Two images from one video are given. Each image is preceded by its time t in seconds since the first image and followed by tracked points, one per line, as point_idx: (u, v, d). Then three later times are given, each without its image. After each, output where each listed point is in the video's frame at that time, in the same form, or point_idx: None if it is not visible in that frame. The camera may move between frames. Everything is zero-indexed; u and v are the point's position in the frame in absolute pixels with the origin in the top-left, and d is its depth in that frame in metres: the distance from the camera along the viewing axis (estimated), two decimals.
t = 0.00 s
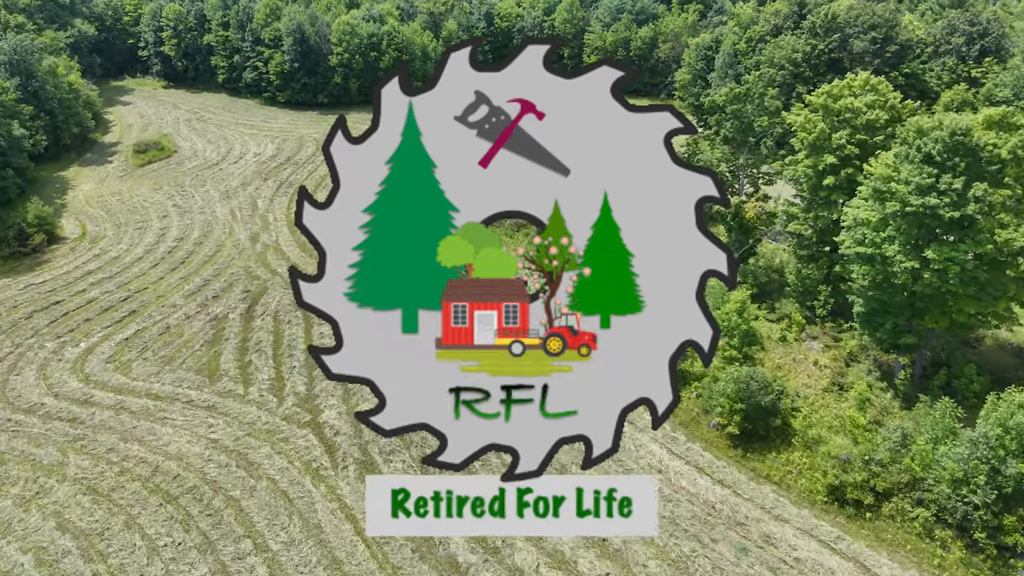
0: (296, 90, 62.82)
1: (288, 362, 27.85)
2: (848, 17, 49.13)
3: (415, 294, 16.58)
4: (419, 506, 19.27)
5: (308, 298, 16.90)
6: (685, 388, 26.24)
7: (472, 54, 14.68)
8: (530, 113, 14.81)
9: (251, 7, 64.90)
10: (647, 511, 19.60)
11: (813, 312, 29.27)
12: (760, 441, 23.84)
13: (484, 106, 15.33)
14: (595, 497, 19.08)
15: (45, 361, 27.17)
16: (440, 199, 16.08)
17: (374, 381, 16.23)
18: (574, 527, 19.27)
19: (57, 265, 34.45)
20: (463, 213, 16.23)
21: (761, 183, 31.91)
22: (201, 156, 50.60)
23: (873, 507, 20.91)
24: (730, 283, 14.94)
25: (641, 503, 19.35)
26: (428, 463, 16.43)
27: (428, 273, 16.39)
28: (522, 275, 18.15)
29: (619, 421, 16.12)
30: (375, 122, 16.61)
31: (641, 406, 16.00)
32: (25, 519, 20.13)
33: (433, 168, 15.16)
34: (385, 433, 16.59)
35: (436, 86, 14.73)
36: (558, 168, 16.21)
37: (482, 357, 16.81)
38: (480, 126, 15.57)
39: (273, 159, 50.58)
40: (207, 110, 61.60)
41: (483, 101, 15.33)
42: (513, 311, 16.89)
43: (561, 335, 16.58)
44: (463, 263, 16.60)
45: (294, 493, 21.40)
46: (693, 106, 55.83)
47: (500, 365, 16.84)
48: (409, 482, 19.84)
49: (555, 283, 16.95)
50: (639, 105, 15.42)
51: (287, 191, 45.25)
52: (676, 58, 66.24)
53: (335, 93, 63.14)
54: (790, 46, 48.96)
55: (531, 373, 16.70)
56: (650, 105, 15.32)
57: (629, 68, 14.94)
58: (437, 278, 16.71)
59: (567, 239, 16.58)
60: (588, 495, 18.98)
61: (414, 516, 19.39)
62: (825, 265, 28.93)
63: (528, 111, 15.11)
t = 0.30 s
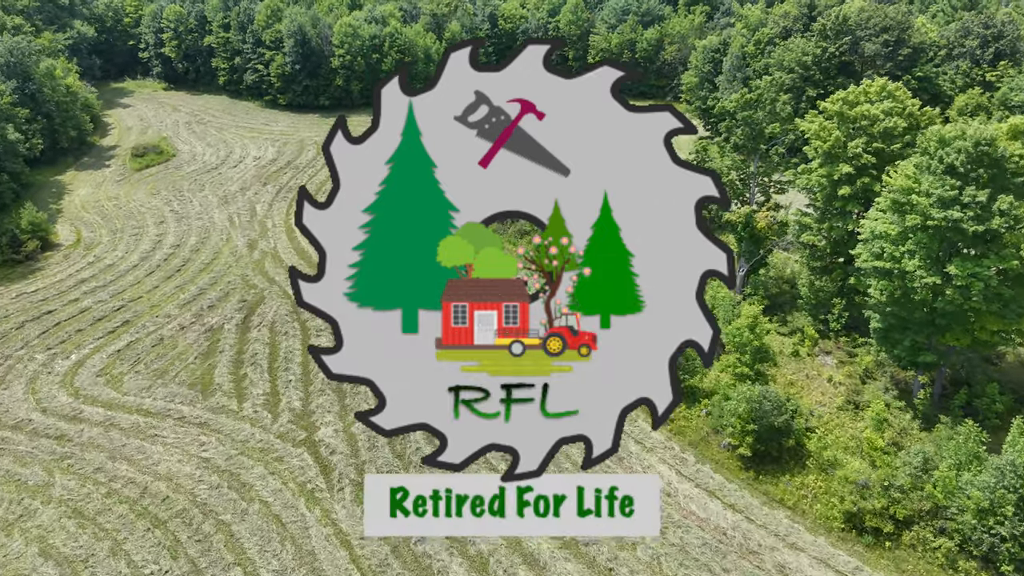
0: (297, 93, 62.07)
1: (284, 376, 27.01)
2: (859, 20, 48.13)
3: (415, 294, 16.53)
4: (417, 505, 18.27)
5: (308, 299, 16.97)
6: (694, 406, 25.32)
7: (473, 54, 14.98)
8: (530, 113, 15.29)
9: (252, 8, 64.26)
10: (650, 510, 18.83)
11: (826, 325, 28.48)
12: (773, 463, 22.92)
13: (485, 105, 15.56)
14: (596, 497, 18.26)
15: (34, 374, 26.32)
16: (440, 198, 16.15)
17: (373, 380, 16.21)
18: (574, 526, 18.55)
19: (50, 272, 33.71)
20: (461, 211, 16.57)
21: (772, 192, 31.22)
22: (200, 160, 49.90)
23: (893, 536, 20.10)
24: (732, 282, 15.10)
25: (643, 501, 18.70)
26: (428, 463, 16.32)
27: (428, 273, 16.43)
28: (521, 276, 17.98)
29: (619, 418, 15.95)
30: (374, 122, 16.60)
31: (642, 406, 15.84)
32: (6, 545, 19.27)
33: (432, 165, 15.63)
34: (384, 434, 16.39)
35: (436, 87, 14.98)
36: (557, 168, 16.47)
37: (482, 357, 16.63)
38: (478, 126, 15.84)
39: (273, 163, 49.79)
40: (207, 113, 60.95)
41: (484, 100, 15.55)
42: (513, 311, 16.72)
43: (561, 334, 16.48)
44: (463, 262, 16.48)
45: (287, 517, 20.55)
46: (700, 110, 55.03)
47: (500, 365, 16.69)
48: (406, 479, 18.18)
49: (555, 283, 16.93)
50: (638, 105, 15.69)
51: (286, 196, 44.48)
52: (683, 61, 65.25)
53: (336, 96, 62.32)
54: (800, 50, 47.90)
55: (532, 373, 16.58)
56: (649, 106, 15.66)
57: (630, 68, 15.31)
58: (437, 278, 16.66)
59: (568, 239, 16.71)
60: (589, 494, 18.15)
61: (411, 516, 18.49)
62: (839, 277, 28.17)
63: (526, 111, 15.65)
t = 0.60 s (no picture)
0: (307, 94, 61.49)
1: (286, 390, 26.24)
2: (881, 22, 46.77)
3: (415, 295, 16.68)
4: (418, 505, 18.71)
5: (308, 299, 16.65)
6: (711, 427, 24.42)
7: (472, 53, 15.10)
8: (530, 113, 15.54)
9: (263, 9, 63.76)
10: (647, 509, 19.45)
11: (848, 341, 27.34)
12: (793, 489, 21.89)
13: (484, 105, 15.71)
14: (596, 497, 18.71)
15: (32, 385, 25.74)
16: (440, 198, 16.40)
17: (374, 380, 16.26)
18: (574, 526, 19.08)
19: (53, 278, 33.24)
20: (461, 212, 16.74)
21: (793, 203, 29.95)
22: (208, 163, 49.41)
23: (922, 571, 19.02)
24: (729, 281, 15.80)
25: (641, 502, 19.21)
26: (428, 462, 16.37)
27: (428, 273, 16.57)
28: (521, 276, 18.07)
29: (619, 420, 16.15)
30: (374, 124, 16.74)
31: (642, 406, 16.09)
32: None
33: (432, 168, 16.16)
34: (385, 433, 16.50)
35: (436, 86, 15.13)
36: (557, 168, 16.57)
37: (482, 357, 16.81)
38: (477, 126, 15.97)
39: (281, 167, 49.18)
40: (217, 115, 60.55)
41: (483, 101, 15.70)
42: (513, 311, 16.84)
43: (560, 334, 16.71)
44: (463, 262, 16.58)
45: (285, 542, 19.81)
46: (716, 114, 54.00)
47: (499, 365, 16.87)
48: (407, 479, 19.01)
49: (555, 283, 17.03)
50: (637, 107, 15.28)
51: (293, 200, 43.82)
52: (698, 63, 64.25)
53: (346, 98, 62.03)
54: (820, 52, 46.85)
55: (531, 373, 16.78)
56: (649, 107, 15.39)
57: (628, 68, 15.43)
58: (438, 278, 16.79)
59: (567, 239, 16.86)
60: (589, 494, 18.64)
61: (412, 516, 18.91)
62: (862, 292, 26.90)
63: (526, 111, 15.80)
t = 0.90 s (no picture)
0: (312, 96, 60.87)
1: (283, 406, 25.43)
2: (899, 25, 45.11)
3: (416, 295, 16.72)
4: (419, 505, 19.05)
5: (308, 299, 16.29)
6: (723, 448, 23.52)
7: (473, 55, 15.34)
8: (530, 114, 15.97)
9: (268, 10, 63.06)
10: (648, 511, 19.92)
11: (867, 359, 26.30)
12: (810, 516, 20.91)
13: (484, 106, 15.92)
14: (596, 497, 19.17)
15: (23, 398, 25.05)
16: (440, 199, 16.53)
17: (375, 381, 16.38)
18: (574, 526, 19.54)
19: (50, 285, 32.64)
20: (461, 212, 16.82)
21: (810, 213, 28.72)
22: (211, 167, 48.77)
23: None
24: (729, 281, 15.96)
25: (640, 502, 19.69)
26: (427, 463, 16.64)
27: (428, 273, 16.61)
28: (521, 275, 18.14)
29: (619, 421, 16.42)
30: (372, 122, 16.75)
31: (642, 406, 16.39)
32: None
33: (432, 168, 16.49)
34: (385, 434, 16.62)
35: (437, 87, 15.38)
36: (557, 168, 16.63)
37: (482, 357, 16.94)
38: (478, 127, 16.12)
39: (285, 171, 48.45)
40: (221, 117, 60.03)
41: (481, 102, 15.98)
42: (513, 311, 16.94)
43: (560, 334, 16.90)
44: (463, 263, 16.56)
45: (278, 569, 19.04)
46: (728, 118, 52.89)
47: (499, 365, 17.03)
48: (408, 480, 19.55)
49: (555, 283, 17.17)
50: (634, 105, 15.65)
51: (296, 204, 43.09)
52: (709, 66, 63.25)
53: (352, 100, 61.49)
54: (836, 55, 45.74)
55: (530, 373, 17.00)
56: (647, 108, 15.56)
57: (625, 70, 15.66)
58: (438, 279, 16.83)
59: (567, 239, 16.83)
60: (588, 494, 19.14)
61: (412, 516, 19.23)
62: (882, 308, 25.69)
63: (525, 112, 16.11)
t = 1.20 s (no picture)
0: (316, 99, 60.25)
1: (279, 423, 24.60)
2: (915, 27, 43.36)
3: (415, 295, 15.88)
4: (417, 505, 18.46)
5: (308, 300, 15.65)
6: (736, 471, 22.66)
7: (473, 53, 14.61)
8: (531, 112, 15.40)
9: (272, 11, 62.35)
10: (650, 509, 18.89)
11: (885, 377, 25.33)
12: (827, 545, 19.99)
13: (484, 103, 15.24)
14: (596, 497, 18.27)
15: (11, 413, 24.32)
16: (439, 197, 15.84)
17: (376, 380, 15.72)
18: (575, 526, 18.61)
19: (44, 293, 31.96)
20: (462, 211, 16.11)
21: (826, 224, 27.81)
22: (212, 170, 48.10)
23: None
24: (730, 281, 15.50)
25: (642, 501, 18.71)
26: (427, 462, 16.09)
27: (426, 272, 15.77)
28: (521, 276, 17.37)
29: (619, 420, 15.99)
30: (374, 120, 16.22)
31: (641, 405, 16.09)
32: None
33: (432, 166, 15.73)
34: (384, 434, 15.93)
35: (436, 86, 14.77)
36: (558, 167, 15.75)
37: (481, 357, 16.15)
38: (477, 125, 15.35)
39: (286, 174, 47.68)
40: (224, 119, 59.45)
41: (482, 101, 15.07)
42: (513, 311, 16.12)
43: (560, 334, 16.01)
44: (463, 262, 15.72)
45: None
46: (738, 121, 51.86)
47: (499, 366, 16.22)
48: (406, 479, 18.59)
49: (555, 283, 16.37)
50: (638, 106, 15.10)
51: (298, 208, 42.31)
52: (718, 68, 62.16)
53: (356, 102, 60.82)
54: (850, 58, 44.73)
55: (531, 373, 16.12)
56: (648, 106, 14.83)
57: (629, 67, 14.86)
58: (438, 278, 16.02)
59: (567, 238, 16.07)
60: (588, 494, 18.18)
61: (412, 515, 18.70)
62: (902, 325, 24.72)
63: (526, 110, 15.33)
